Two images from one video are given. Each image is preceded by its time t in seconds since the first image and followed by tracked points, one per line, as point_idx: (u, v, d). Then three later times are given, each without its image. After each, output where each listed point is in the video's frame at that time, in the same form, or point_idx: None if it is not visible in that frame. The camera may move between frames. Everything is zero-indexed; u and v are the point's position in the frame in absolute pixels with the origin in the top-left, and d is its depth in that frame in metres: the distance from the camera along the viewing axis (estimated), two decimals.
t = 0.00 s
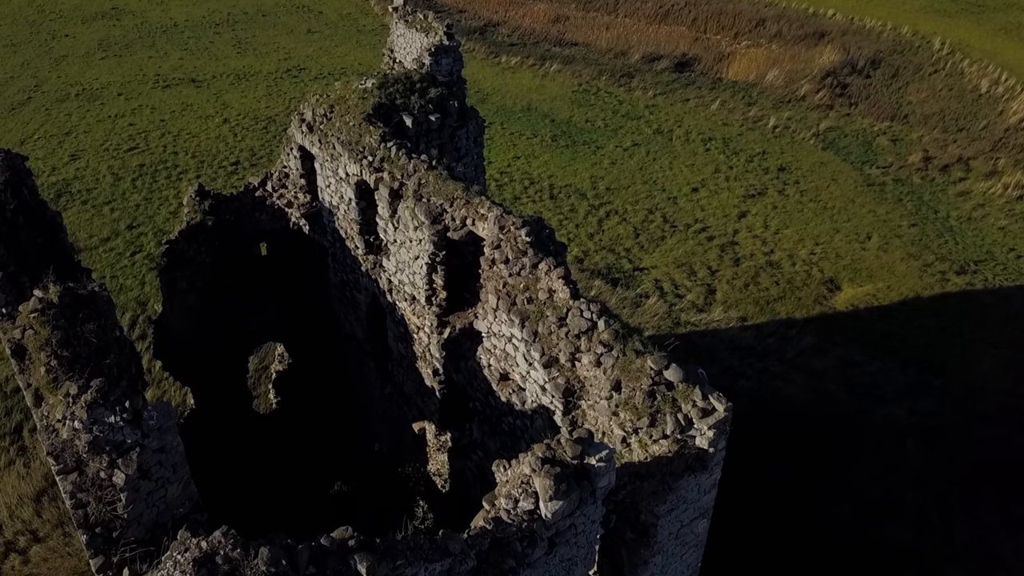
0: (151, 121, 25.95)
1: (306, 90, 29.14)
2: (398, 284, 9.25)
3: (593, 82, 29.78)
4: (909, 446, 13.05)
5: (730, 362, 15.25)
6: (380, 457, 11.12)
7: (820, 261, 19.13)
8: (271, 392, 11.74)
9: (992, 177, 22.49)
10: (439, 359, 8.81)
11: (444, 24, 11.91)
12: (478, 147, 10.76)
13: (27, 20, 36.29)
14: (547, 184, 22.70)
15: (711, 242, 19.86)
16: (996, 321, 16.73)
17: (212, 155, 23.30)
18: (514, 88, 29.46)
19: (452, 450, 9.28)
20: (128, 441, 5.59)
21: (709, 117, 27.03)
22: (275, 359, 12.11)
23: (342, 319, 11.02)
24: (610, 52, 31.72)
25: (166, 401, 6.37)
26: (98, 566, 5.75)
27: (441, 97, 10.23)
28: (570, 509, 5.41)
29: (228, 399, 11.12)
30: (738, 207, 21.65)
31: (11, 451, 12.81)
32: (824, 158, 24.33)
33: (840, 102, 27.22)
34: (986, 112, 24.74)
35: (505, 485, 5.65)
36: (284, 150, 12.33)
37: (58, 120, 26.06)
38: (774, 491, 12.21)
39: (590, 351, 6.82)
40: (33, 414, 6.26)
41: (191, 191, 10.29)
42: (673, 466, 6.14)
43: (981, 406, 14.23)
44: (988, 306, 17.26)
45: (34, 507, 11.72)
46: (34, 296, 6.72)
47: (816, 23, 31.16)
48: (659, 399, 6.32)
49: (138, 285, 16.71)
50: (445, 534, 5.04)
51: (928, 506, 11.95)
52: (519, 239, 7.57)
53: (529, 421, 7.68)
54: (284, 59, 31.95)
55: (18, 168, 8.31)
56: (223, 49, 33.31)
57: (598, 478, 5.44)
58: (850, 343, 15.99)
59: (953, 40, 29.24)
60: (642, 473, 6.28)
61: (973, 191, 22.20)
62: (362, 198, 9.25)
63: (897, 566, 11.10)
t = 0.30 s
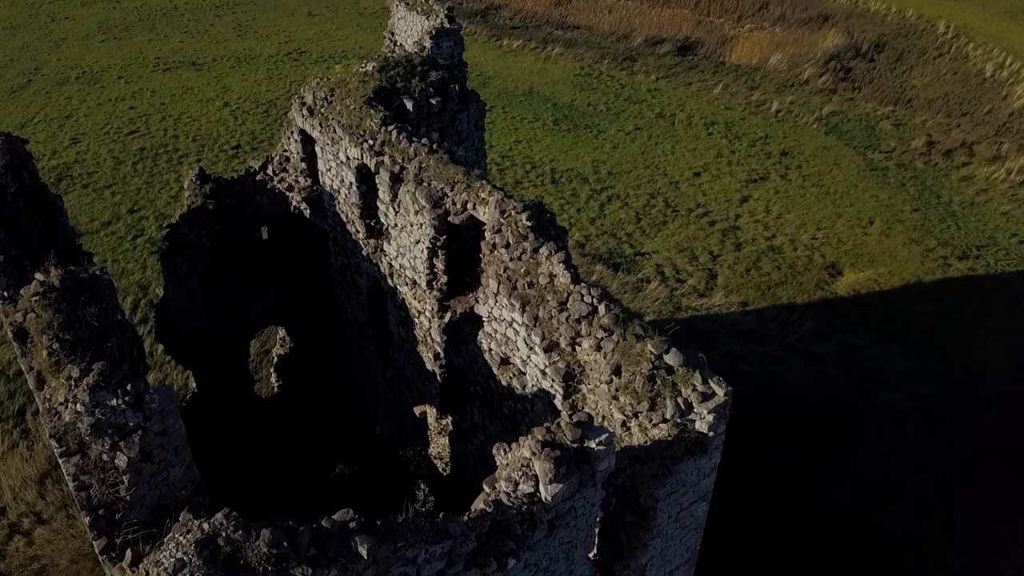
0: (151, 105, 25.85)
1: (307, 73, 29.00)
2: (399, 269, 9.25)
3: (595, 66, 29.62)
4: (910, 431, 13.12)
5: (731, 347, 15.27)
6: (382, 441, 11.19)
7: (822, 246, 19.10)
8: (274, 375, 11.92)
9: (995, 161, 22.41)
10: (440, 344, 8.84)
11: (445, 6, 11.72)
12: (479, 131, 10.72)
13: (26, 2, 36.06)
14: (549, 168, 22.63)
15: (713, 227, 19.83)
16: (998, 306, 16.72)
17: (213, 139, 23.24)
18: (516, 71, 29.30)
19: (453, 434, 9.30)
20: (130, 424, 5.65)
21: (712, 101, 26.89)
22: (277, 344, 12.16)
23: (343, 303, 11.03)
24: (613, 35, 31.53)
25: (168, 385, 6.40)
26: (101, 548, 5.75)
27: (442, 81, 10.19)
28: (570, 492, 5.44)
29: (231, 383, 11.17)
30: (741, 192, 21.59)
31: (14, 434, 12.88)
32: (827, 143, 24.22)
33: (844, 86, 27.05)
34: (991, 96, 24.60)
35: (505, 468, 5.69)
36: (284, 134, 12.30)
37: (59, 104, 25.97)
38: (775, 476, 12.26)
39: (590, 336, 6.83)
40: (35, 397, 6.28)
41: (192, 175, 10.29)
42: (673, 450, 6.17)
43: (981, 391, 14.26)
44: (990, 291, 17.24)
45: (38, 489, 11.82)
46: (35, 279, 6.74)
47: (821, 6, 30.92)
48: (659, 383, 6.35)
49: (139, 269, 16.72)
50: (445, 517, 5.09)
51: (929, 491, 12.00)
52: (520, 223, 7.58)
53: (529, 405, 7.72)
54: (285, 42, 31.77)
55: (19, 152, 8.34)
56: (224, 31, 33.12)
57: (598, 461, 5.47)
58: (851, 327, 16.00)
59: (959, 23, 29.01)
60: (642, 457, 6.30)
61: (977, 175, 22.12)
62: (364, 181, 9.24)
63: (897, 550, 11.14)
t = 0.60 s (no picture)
0: (152, 89, 25.74)
1: (308, 57, 28.85)
2: (400, 254, 9.24)
3: (598, 51, 29.45)
4: (909, 417, 13.15)
5: (732, 332, 15.28)
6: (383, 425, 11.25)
7: (823, 232, 19.06)
8: (276, 360, 11.96)
9: (998, 147, 22.32)
10: (442, 329, 8.83)
11: None
12: (480, 116, 10.68)
13: None
14: (550, 153, 22.56)
15: (715, 212, 19.79)
16: (999, 293, 16.71)
17: (213, 123, 23.16)
18: (518, 56, 29.13)
19: (454, 419, 9.34)
20: (132, 409, 5.64)
21: (715, 86, 26.74)
22: (278, 329, 12.19)
23: (344, 288, 11.02)
24: (615, 20, 31.34)
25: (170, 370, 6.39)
26: (104, 531, 5.80)
27: (444, 65, 10.13)
28: (570, 476, 5.47)
29: (233, 367, 11.21)
30: (743, 177, 21.53)
31: (17, 418, 12.94)
32: (830, 128, 24.12)
33: (848, 71, 26.90)
34: (995, 82, 24.46)
35: (505, 452, 5.70)
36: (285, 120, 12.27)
37: (59, 88, 25.87)
38: (775, 462, 12.30)
39: (590, 322, 6.83)
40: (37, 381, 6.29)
41: (193, 159, 10.24)
42: (673, 435, 6.20)
43: (980, 377, 14.29)
44: (991, 278, 17.21)
45: (41, 473, 11.90)
46: (35, 264, 6.74)
47: None
48: (659, 368, 6.36)
49: (141, 254, 16.72)
50: (445, 501, 5.12)
51: (929, 476, 12.06)
52: (522, 208, 7.52)
53: (529, 390, 7.74)
54: (285, 26, 31.58)
55: (18, 136, 8.30)
56: (224, 15, 32.92)
57: (598, 446, 5.48)
58: (852, 313, 16.00)
59: (965, 7, 28.75)
60: (642, 442, 6.32)
61: (980, 162, 22.04)
62: (364, 166, 9.23)
63: (897, 536, 11.20)
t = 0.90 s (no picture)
0: (153, 81, 25.69)
1: (310, 49, 28.79)
2: (401, 247, 9.24)
3: (599, 43, 29.38)
4: (910, 410, 13.15)
5: (733, 326, 15.29)
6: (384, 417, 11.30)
7: (825, 225, 19.04)
8: (276, 353, 11.92)
9: (1001, 140, 22.26)
10: (442, 322, 8.84)
11: None
12: (481, 108, 10.64)
13: None
14: (552, 146, 22.51)
15: (716, 206, 19.77)
16: (1001, 286, 16.69)
17: (214, 115, 23.12)
18: (520, 48, 29.04)
19: (455, 412, 9.34)
20: (133, 401, 5.65)
21: (717, 79, 26.66)
22: (279, 321, 12.18)
23: (345, 281, 11.02)
24: (617, 12, 31.26)
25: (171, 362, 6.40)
26: (105, 522, 5.83)
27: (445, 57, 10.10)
28: (570, 468, 5.48)
29: (234, 360, 11.21)
30: (744, 170, 21.49)
31: (19, 410, 12.99)
32: (832, 121, 24.05)
33: (850, 63, 26.83)
34: (999, 74, 24.38)
35: (506, 445, 5.71)
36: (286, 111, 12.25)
37: (60, 80, 25.81)
38: (775, 455, 12.30)
39: (591, 314, 6.83)
40: (38, 373, 6.31)
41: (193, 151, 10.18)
42: (673, 428, 6.20)
43: (981, 370, 14.29)
44: (994, 272, 17.19)
45: (43, 465, 11.97)
46: (36, 255, 6.72)
47: None
48: (660, 361, 6.33)
49: (142, 246, 16.72)
50: (445, 493, 5.12)
51: (928, 469, 12.07)
52: (522, 201, 7.52)
53: (530, 382, 7.74)
54: (287, 18, 31.49)
55: (19, 128, 8.42)
56: (225, 7, 32.82)
57: (598, 438, 5.49)
58: (854, 306, 15.99)
59: None
60: (642, 435, 6.34)
61: (983, 155, 21.99)
62: (365, 158, 9.22)
63: (897, 529, 11.22)
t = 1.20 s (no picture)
0: (155, 81, 25.71)
1: (311, 49, 28.80)
2: (402, 246, 9.24)
3: (601, 43, 29.38)
4: (911, 410, 13.12)
5: (734, 326, 15.29)
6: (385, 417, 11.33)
7: (827, 225, 19.02)
8: (277, 352, 11.92)
9: (1003, 141, 22.24)
10: (443, 322, 8.85)
11: None
12: (483, 107, 10.62)
13: None
14: (553, 146, 22.50)
15: (718, 206, 19.76)
16: (1003, 287, 16.67)
17: (216, 115, 23.13)
18: (522, 48, 29.04)
19: (456, 411, 9.33)
20: (133, 400, 5.64)
21: (719, 79, 26.64)
22: (281, 321, 12.17)
23: (347, 280, 11.03)
24: (619, 13, 31.26)
25: (171, 361, 6.39)
26: (105, 520, 5.84)
27: (446, 57, 10.10)
28: (570, 468, 5.47)
29: (235, 359, 11.20)
30: (746, 170, 21.47)
31: (21, 409, 13.01)
32: (834, 121, 24.03)
33: (852, 64, 26.81)
34: (1001, 74, 24.35)
35: (506, 444, 5.70)
36: (288, 110, 12.25)
37: (62, 79, 25.84)
38: (776, 455, 12.30)
39: (592, 314, 6.83)
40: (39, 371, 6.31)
41: (195, 151, 10.20)
42: (673, 428, 6.20)
43: (982, 371, 14.29)
44: (996, 272, 17.17)
45: (45, 464, 11.99)
46: (38, 254, 6.74)
47: None
48: (661, 360, 6.32)
49: (144, 245, 16.74)
50: (446, 492, 5.12)
51: (930, 470, 12.06)
52: (523, 201, 7.53)
53: (531, 382, 7.74)
54: (289, 18, 31.50)
55: (21, 128, 8.51)
56: (227, 7, 32.84)
57: (598, 438, 5.49)
58: (855, 307, 15.98)
59: None
60: (642, 435, 6.34)
61: (985, 155, 21.97)
62: (367, 158, 9.21)
63: (898, 530, 11.22)
